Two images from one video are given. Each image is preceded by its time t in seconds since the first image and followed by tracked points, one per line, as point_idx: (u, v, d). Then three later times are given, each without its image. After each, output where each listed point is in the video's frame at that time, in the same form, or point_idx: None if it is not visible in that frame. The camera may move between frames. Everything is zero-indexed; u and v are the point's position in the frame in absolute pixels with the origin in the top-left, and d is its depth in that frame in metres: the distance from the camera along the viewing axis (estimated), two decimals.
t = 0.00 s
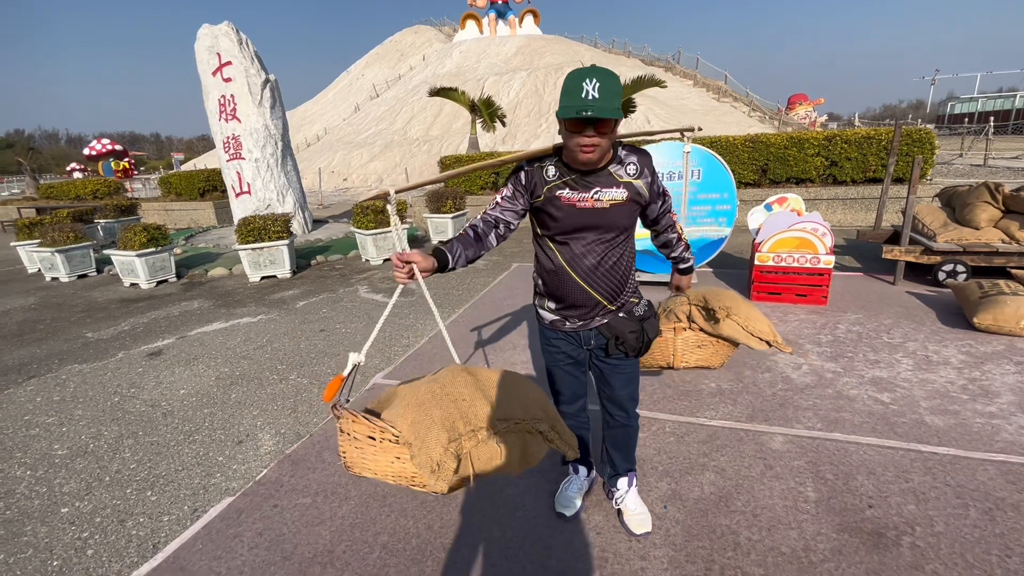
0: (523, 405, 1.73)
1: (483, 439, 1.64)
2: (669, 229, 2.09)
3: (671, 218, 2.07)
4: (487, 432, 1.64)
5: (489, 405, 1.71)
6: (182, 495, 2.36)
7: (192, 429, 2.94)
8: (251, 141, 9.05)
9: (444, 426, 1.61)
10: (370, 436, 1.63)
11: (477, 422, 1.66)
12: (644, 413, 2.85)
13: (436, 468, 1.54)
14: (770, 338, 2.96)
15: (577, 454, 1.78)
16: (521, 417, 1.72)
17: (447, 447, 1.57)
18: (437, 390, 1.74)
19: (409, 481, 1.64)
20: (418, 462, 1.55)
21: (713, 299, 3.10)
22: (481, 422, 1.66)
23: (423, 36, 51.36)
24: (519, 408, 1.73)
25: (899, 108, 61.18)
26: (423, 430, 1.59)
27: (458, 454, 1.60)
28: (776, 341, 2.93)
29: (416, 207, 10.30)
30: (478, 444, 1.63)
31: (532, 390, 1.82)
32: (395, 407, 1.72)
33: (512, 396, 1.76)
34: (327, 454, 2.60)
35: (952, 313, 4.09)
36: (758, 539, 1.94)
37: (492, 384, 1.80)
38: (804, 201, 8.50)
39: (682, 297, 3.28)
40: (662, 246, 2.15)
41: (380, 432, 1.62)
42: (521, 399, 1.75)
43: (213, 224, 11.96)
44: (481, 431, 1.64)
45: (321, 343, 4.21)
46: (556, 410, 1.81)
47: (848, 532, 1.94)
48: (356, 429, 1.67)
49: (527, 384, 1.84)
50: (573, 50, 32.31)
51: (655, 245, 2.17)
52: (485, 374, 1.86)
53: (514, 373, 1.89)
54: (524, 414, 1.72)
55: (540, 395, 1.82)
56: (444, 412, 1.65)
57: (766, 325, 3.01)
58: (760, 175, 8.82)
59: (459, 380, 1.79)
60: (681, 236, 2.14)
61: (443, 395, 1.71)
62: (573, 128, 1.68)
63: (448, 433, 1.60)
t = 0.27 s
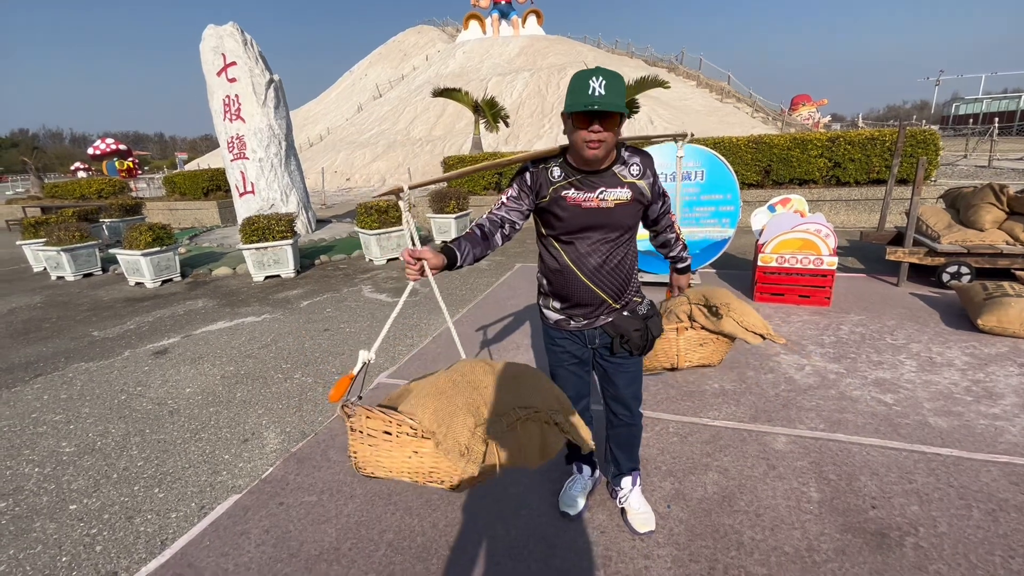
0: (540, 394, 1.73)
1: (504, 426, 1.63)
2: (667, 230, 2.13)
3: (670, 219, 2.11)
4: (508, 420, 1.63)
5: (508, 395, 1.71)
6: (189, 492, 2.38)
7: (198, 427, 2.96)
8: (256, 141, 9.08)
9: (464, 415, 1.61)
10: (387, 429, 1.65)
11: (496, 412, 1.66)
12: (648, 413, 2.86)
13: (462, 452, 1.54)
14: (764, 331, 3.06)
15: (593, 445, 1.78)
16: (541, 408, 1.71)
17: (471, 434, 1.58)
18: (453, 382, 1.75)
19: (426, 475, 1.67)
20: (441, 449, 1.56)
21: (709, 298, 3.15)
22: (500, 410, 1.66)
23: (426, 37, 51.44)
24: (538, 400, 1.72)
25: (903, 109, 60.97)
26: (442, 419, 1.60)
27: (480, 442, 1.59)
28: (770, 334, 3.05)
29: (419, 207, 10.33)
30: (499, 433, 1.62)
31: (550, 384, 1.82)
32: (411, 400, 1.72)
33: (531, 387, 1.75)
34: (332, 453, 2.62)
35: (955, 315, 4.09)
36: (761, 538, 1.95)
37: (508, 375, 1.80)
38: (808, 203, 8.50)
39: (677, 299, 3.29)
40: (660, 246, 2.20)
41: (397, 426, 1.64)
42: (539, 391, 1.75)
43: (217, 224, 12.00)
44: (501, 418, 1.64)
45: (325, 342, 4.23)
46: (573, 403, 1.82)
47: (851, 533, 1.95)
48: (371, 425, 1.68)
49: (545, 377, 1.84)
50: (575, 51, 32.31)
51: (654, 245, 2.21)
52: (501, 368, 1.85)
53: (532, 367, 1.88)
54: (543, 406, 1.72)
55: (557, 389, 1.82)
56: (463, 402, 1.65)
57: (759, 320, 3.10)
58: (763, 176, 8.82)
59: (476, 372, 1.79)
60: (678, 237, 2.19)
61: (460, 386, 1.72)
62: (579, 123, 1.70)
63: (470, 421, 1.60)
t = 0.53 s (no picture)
0: (558, 386, 1.71)
1: (525, 420, 1.60)
2: (666, 233, 2.14)
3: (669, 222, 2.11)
4: (528, 414, 1.60)
5: (527, 388, 1.67)
6: (193, 492, 2.39)
7: (201, 427, 2.96)
8: (259, 141, 9.11)
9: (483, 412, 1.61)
10: (403, 429, 1.64)
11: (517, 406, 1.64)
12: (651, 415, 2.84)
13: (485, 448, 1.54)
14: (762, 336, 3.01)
15: (611, 436, 1.72)
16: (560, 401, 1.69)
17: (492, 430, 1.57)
18: (470, 378, 1.74)
19: (444, 474, 1.67)
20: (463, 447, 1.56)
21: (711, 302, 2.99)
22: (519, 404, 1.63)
23: (429, 37, 51.45)
24: (556, 392, 1.69)
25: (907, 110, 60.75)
26: (460, 416, 1.60)
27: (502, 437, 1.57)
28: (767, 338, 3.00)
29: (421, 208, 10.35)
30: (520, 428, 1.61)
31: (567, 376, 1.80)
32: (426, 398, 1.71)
33: (549, 380, 1.73)
34: (334, 453, 2.62)
35: (960, 317, 4.07)
36: (765, 542, 1.94)
37: (525, 368, 1.76)
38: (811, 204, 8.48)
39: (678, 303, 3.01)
40: (660, 250, 2.20)
41: (413, 425, 1.64)
42: (557, 384, 1.72)
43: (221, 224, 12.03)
44: (521, 412, 1.62)
45: (328, 342, 4.24)
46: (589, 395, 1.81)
47: (856, 536, 1.94)
48: (385, 426, 1.66)
49: (560, 369, 1.81)
50: (578, 51, 32.32)
51: (653, 249, 2.22)
52: (515, 360, 1.81)
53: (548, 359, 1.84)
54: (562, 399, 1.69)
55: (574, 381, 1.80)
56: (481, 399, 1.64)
57: (756, 325, 3.02)
58: (766, 177, 8.79)
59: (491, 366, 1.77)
60: (678, 240, 2.20)
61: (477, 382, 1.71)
62: (589, 124, 1.69)
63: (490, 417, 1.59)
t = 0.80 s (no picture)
0: (569, 384, 1.72)
1: (536, 418, 1.60)
2: (667, 238, 2.16)
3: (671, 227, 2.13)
4: (539, 412, 1.60)
5: (539, 386, 1.68)
6: (196, 491, 2.40)
7: (204, 427, 2.98)
8: (262, 142, 9.13)
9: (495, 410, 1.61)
10: (415, 426, 1.61)
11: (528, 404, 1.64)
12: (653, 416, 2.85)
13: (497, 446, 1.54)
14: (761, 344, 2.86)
15: (626, 431, 1.75)
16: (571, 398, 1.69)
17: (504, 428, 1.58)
18: (481, 375, 1.74)
19: (457, 469, 1.63)
20: (474, 445, 1.55)
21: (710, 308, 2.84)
22: (530, 402, 1.64)
23: (432, 38, 51.55)
24: (567, 389, 1.70)
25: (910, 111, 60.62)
26: (474, 414, 1.60)
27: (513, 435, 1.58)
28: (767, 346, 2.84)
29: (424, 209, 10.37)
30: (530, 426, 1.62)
31: (579, 372, 1.79)
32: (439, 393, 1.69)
33: (561, 377, 1.73)
34: (337, 453, 2.62)
35: (963, 319, 4.06)
36: (767, 543, 1.94)
37: (537, 364, 1.77)
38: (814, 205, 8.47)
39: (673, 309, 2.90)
40: (660, 254, 2.21)
41: (426, 421, 1.61)
42: (568, 380, 1.73)
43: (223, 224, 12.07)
44: (533, 410, 1.62)
45: (330, 343, 4.25)
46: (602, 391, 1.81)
47: (858, 538, 1.94)
48: (398, 421, 1.64)
49: (572, 365, 1.81)
50: (580, 53, 32.35)
51: (654, 253, 2.23)
52: (528, 356, 1.81)
53: (561, 355, 1.85)
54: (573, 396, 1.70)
55: (587, 377, 1.79)
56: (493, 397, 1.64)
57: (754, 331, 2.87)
58: (768, 179, 8.79)
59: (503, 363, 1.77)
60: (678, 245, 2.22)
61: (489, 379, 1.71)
62: (594, 126, 1.70)
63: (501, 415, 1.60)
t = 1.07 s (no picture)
0: (578, 395, 1.68)
1: (537, 430, 1.59)
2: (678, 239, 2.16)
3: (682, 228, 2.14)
4: (542, 423, 1.59)
5: (545, 396, 1.65)
6: (192, 494, 2.38)
7: (201, 429, 2.96)
8: (262, 142, 9.12)
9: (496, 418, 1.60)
10: (418, 422, 1.63)
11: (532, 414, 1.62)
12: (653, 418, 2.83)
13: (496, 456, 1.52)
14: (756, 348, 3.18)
15: (635, 446, 1.72)
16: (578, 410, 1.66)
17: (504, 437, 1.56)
18: (486, 378, 1.73)
19: (457, 469, 1.61)
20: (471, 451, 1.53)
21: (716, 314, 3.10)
22: (533, 412, 1.62)
23: (432, 39, 51.59)
24: (575, 401, 1.66)
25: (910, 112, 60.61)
26: (474, 418, 1.58)
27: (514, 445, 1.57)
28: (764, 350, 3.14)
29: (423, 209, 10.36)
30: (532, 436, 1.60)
31: (588, 383, 1.75)
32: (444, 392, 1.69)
33: (570, 387, 1.69)
34: (334, 456, 2.60)
35: (964, 321, 4.05)
36: (768, 547, 1.93)
37: (546, 373, 1.74)
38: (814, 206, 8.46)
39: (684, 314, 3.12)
40: (670, 256, 2.19)
41: (428, 419, 1.62)
42: (577, 392, 1.69)
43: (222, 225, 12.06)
44: (535, 420, 1.60)
45: (329, 344, 4.23)
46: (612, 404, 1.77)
47: (859, 542, 1.92)
48: (402, 414, 1.66)
49: (583, 375, 1.77)
50: (580, 54, 32.35)
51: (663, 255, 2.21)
52: (538, 363, 1.78)
53: (571, 363, 1.81)
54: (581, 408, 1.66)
55: (597, 389, 1.75)
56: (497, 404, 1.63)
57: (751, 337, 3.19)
58: (769, 180, 8.78)
59: (511, 368, 1.75)
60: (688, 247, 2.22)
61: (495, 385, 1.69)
62: (610, 123, 1.69)
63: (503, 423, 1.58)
